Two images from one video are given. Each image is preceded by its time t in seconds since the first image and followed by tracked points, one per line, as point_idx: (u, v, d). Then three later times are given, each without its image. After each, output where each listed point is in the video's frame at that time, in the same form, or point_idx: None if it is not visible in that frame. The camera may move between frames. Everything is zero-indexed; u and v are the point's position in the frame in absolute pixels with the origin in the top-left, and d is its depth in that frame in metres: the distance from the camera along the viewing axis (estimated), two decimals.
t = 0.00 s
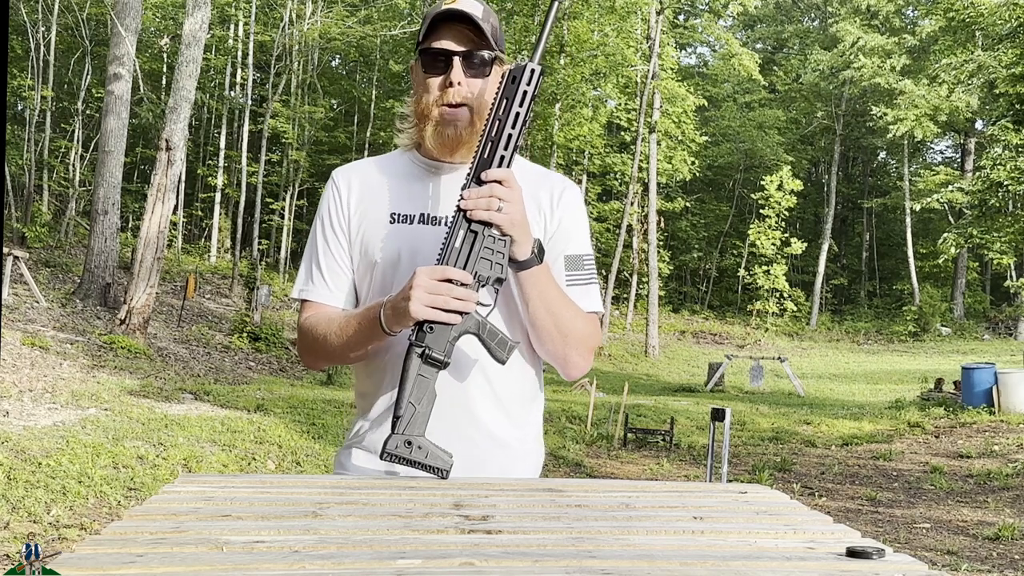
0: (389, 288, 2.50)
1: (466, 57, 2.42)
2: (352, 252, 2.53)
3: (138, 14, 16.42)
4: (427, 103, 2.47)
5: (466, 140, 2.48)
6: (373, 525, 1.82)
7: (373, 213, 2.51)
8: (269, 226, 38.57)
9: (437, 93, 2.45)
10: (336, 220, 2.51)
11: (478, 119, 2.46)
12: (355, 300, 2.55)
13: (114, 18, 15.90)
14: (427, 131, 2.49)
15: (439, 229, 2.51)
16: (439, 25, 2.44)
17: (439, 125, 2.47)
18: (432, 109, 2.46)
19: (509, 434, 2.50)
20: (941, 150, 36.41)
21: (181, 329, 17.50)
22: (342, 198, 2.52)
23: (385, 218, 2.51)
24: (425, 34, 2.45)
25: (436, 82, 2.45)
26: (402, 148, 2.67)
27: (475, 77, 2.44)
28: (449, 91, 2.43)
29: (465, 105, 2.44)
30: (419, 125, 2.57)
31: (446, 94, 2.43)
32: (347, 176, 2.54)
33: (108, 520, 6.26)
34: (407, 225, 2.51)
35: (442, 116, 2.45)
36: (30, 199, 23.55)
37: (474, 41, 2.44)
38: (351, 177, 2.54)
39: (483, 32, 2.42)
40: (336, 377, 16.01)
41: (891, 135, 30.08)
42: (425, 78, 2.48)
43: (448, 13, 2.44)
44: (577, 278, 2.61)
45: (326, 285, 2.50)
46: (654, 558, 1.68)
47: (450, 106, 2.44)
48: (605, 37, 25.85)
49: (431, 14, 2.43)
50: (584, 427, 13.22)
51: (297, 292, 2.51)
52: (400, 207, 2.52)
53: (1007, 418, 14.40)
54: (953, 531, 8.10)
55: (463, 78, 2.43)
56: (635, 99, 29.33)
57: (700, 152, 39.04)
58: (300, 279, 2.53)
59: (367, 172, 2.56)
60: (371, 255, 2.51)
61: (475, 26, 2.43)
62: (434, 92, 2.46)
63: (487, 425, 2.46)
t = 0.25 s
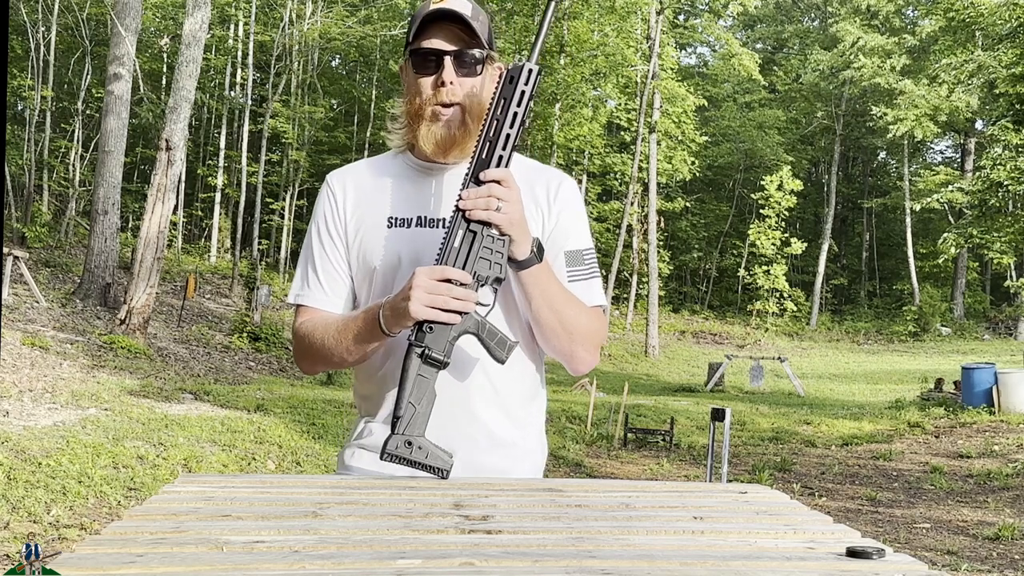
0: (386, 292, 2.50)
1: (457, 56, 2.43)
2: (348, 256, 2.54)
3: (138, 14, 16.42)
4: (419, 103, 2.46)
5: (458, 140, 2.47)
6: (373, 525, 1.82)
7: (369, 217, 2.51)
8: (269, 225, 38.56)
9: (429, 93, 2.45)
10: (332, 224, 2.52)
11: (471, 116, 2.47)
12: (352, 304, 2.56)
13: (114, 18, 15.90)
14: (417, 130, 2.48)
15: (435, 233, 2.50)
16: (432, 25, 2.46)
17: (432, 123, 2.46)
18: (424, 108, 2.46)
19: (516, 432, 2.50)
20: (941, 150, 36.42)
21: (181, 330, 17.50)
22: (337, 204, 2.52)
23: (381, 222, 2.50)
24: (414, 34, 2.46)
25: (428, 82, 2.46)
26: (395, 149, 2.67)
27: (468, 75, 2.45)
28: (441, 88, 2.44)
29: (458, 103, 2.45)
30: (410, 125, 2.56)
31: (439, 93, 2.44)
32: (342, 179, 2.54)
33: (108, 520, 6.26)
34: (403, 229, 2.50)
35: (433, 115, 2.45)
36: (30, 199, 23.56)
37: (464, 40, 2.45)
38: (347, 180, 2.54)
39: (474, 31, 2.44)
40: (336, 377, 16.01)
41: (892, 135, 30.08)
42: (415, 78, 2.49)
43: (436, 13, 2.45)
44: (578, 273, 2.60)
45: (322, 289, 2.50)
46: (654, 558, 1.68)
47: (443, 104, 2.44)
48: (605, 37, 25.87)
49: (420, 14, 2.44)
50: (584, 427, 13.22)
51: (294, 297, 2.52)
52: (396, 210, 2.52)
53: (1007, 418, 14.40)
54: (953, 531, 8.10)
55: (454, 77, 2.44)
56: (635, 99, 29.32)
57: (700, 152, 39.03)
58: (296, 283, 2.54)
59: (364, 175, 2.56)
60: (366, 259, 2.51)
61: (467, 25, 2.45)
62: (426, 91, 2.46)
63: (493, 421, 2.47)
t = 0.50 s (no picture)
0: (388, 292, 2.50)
1: (483, 58, 2.44)
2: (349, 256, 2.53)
3: (138, 14, 16.42)
4: (439, 101, 2.44)
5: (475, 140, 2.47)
6: (373, 525, 1.82)
7: (371, 217, 2.50)
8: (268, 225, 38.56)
9: (453, 92, 2.44)
10: (333, 225, 2.51)
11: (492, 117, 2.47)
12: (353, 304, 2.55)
13: (114, 18, 15.90)
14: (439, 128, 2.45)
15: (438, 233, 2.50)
16: (454, 24, 2.46)
17: (450, 124, 2.45)
18: (445, 107, 2.45)
19: (516, 432, 2.50)
20: (941, 150, 36.43)
21: (181, 330, 17.50)
22: (339, 203, 2.51)
23: (383, 223, 2.50)
24: (442, 32, 2.44)
25: (452, 82, 2.44)
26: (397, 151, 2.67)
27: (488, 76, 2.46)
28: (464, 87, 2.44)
29: (480, 102, 2.45)
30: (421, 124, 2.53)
31: (464, 92, 2.44)
32: (343, 179, 2.53)
33: (107, 520, 6.26)
34: (405, 230, 2.50)
35: (453, 114, 2.45)
36: (30, 199, 23.57)
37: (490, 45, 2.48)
38: (348, 179, 2.53)
39: (497, 31, 2.49)
40: (336, 377, 16.00)
41: (892, 135, 30.09)
42: (436, 76, 2.46)
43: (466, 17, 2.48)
44: (575, 275, 2.61)
45: (323, 290, 2.49)
46: (655, 558, 1.67)
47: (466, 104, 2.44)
48: (605, 37, 25.86)
49: (450, 15, 2.45)
50: (584, 427, 13.22)
51: (295, 298, 2.51)
52: (397, 211, 2.51)
53: (1007, 418, 14.40)
54: (953, 531, 8.10)
55: (480, 79, 2.44)
56: (635, 99, 29.30)
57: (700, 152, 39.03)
58: (296, 283, 2.53)
59: (365, 175, 2.55)
60: (369, 259, 2.50)
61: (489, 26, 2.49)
62: (449, 91, 2.44)
63: (492, 422, 2.46)
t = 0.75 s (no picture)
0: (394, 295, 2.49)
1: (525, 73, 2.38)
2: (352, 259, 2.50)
3: (138, 14, 16.42)
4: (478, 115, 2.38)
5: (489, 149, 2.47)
6: (372, 524, 1.82)
7: (374, 220, 2.49)
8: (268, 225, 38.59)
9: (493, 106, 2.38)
10: (336, 230, 2.48)
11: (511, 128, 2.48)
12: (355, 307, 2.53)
13: (114, 18, 15.91)
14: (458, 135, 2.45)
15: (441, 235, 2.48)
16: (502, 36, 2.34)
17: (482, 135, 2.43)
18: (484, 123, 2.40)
19: (517, 432, 2.50)
20: (941, 150, 36.44)
21: (181, 330, 17.51)
22: (341, 207, 2.48)
23: (389, 226, 2.49)
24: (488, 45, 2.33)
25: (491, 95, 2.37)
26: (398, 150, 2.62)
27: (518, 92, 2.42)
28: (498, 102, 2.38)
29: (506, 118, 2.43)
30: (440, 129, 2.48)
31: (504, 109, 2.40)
32: (343, 182, 2.50)
33: (107, 520, 6.26)
34: (410, 233, 2.48)
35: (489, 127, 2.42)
36: (30, 199, 23.58)
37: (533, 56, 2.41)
38: (350, 182, 2.50)
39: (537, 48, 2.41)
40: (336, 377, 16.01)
41: (892, 135, 30.10)
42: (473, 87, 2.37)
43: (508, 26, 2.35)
44: (570, 269, 2.60)
45: (324, 294, 2.47)
46: (655, 558, 1.67)
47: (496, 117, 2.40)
48: (605, 37, 25.87)
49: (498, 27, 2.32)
50: (584, 427, 13.23)
51: (295, 302, 2.49)
52: (402, 214, 2.50)
53: (1007, 418, 14.41)
54: (953, 531, 8.10)
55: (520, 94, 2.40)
56: (635, 99, 29.29)
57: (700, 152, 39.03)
58: (296, 287, 2.50)
59: (366, 178, 2.52)
60: (373, 263, 2.49)
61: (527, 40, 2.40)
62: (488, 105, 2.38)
63: (492, 422, 2.46)
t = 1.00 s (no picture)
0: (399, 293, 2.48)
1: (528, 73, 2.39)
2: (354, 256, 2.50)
3: (138, 14, 16.43)
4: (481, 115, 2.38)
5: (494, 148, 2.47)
6: (373, 524, 1.82)
7: (378, 217, 2.48)
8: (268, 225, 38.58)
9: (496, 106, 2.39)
10: (338, 227, 2.47)
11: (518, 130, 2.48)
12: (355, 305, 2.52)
13: (114, 18, 15.92)
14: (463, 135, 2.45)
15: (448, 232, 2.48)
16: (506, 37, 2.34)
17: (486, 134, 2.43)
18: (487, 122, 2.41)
19: (517, 431, 2.50)
20: (941, 150, 36.44)
21: (181, 330, 17.51)
22: (344, 205, 2.48)
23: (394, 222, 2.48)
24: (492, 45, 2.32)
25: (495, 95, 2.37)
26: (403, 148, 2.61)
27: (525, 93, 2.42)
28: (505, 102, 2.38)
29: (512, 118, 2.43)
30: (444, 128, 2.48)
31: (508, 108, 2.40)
32: (346, 180, 2.49)
33: (107, 520, 6.26)
34: (416, 230, 2.47)
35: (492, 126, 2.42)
36: (30, 199, 23.58)
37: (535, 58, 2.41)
38: (352, 179, 2.50)
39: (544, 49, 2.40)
40: (336, 377, 16.02)
41: (892, 135, 30.12)
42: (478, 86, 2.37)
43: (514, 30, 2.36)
44: (570, 265, 2.60)
45: (323, 289, 2.46)
46: (655, 558, 1.67)
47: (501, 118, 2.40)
48: (605, 37, 25.86)
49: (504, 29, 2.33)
50: (584, 427, 13.23)
51: (295, 297, 2.48)
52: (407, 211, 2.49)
53: (1007, 418, 14.41)
54: (953, 531, 8.10)
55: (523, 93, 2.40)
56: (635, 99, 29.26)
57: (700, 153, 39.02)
58: (296, 283, 2.50)
59: (369, 175, 2.52)
60: (376, 259, 2.48)
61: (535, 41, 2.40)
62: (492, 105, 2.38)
63: (492, 422, 2.46)
